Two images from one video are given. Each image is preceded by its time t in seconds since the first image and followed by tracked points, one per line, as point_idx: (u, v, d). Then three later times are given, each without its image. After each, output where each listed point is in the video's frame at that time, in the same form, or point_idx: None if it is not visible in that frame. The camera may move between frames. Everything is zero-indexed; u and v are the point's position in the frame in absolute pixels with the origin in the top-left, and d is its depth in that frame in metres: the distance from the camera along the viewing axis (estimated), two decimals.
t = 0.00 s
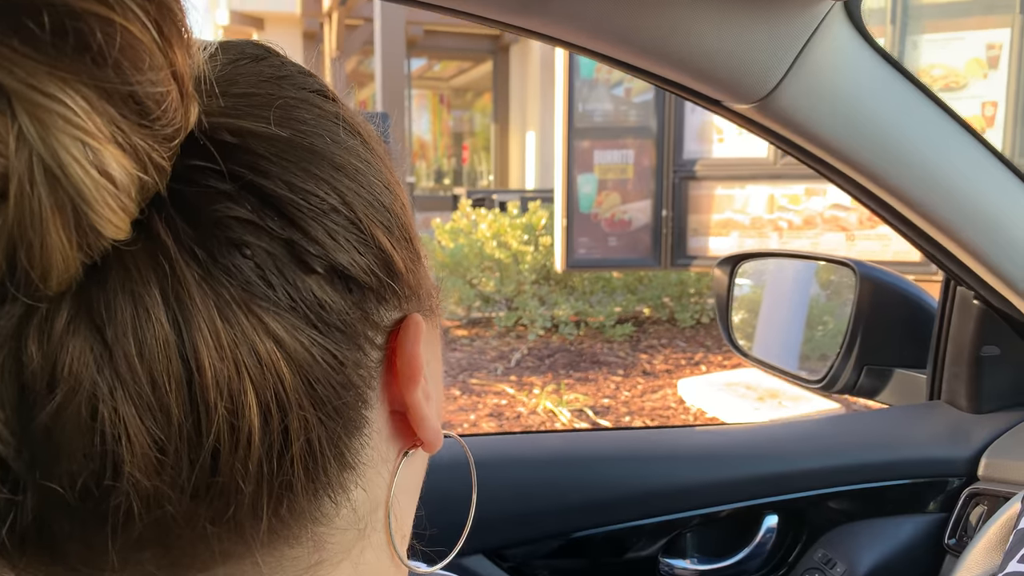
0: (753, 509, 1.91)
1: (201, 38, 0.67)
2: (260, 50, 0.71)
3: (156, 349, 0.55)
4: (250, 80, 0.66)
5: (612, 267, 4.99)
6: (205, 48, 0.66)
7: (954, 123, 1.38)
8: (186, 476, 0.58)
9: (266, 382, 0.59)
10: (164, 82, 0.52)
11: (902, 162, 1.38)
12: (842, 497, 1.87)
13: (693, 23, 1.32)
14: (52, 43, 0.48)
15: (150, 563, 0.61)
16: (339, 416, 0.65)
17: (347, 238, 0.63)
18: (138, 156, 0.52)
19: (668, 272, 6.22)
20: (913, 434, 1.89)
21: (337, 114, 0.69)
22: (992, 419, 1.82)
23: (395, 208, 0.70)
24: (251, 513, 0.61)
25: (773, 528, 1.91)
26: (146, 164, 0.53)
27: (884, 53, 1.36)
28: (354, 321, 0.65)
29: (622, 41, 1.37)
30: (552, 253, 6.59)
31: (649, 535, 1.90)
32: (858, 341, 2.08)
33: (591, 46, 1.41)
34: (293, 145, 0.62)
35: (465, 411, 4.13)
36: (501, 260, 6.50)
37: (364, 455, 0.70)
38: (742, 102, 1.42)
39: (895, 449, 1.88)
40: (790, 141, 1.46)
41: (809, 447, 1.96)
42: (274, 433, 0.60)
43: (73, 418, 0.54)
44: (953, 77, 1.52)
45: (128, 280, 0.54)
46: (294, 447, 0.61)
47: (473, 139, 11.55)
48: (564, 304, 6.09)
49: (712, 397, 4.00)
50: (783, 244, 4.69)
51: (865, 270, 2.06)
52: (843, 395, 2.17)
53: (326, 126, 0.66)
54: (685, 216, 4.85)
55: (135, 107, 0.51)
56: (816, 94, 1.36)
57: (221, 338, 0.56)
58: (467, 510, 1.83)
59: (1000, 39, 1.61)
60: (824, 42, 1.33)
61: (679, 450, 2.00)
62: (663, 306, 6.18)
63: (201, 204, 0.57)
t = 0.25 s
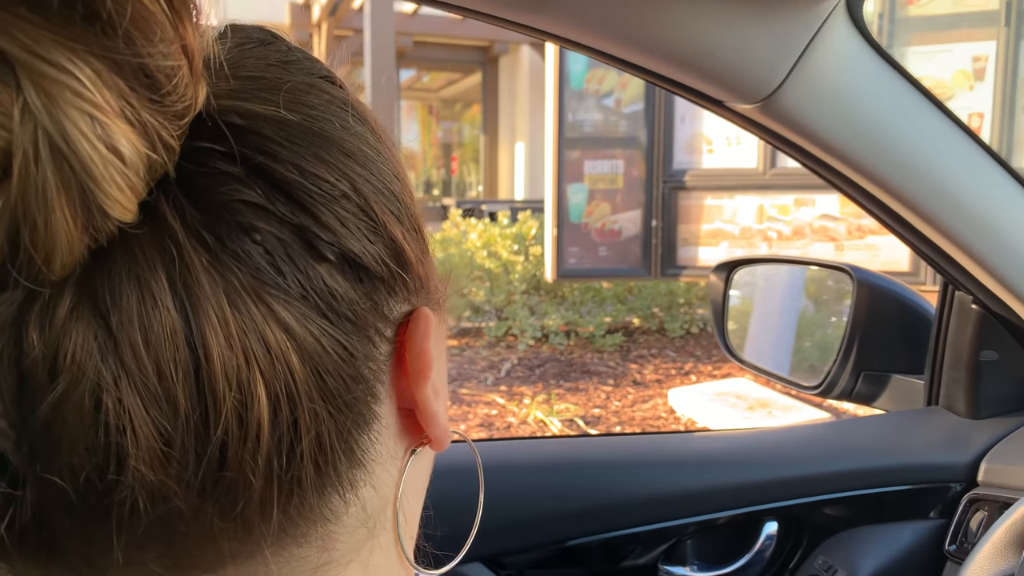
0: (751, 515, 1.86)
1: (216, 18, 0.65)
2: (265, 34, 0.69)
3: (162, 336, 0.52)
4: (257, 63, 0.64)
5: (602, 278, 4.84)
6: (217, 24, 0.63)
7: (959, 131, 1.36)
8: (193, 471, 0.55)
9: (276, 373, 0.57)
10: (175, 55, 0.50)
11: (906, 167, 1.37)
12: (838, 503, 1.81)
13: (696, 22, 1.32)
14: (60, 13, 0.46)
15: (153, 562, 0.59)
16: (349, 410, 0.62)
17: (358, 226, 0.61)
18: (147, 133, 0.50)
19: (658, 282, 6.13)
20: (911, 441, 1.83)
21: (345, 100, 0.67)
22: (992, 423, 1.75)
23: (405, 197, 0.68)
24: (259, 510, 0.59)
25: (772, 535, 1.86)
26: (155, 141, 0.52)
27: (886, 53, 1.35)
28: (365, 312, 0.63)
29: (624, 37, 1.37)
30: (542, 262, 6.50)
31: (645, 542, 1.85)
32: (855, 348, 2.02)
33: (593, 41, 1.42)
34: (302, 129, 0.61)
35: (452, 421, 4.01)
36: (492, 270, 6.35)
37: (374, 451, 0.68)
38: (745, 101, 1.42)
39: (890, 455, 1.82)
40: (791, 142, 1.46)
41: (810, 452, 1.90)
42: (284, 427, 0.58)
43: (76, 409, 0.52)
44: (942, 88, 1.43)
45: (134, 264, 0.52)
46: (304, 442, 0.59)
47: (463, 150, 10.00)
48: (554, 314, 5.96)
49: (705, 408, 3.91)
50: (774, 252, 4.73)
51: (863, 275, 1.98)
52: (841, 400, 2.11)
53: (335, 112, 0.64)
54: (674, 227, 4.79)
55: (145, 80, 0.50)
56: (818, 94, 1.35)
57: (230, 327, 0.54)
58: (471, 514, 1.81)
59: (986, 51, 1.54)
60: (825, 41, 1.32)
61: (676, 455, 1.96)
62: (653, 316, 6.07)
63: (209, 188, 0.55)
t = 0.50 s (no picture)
0: (745, 521, 1.76)
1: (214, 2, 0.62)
2: (269, 19, 0.67)
3: (164, 328, 0.50)
4: (261, 47, 0.61)
5: (589, 286, 4.80)
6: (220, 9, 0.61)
7: (957, 133, 1.35)
8: (194, 469, 0.53)
9: (283, 367, 0.54)
10: (180, 31, 0.48)
11: (904, 169, 1.36)
12: (832, 509, 1.72)
13: (699, 21, 1.31)
14: None
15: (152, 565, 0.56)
16: (357, 407, 0.60)
17: (366, 215, 0.59)
18: (150, 113, 0.48)
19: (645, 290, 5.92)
20: (908, 447, 1.74)
21: (351, 87, 0.65)
22: (989, 428, 1.69)
23: (414, 187, 0.66)
24: (263, 510, 0.56)
25: (769, 542, 1.75)
26: (159, 123, 0.49)
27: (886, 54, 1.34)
28: (373, 305, 0.60)
29: (624, 33, 1.35)
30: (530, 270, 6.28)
31: (640, 549, 1.74)
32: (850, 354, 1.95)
33: (593, 38, 1.40)
34: (309, 115, 0.58)
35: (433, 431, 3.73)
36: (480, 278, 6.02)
37: (381, 450, 0.65)
38: (746, 102, 1.41)
39: (889, 458, 1.74)
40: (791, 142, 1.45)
41: (805, 457, 1.81)
42: (290, 423, 0.55)
43: (73, 403, 0.49)
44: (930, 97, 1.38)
45: (134, 252, 0.49)
46: (311, 439, 0.57)
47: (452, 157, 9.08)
48: (542, 322, 5.67)
49: (693, 416, 3.76)
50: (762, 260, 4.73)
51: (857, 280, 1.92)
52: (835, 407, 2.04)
53: (341, 98, 0.62)
54: (662, 235, 4.78)
55: (148, 57, 0.47)
56: (817, 93, 1.34)
57: (234, 319, 0.52)
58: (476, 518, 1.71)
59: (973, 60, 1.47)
60: (825, 42, 1.32)
61: (670, 461, 1.85)
62: (640, 325, 5.85)
63: (213, 174, 0.53)
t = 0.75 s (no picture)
0: (733, 524, 1.70)
1: None
2: None
3: (133, 310, 0.46)
4: (237, 16, 0.58)
5: (572, 292, 4.76)
6: None
7: (943, 135, 1.34)
8: (166, 461, 0.49)
9: (259, 353, 0.51)
10: None
11: (892, 166, 1.35)
12: (818, 512, 1.68)
13: (692, 16, 1.29)
14: None
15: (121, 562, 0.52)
16: (338, 394, 0.57)
17: (347, 194, 0.56)
18: (116, 77, 0.44)
19: (628, 298, 5.80)
20: (892, 450, 1.71)
21: (330, 62, 0.62)
22: (974, 430, 1.66)
23: (395, 167, 0.63)
24: (240, 505, 0.53)
25: (757, 545, 1.70)
26: (124, 90, 0.45)
27: (874, 50, 1.34)
28: (355, 287, 0.57)
29: (617, 26, 1.33)
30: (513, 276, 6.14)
31: (623, 554, 1.67)
32: (837, 356, 1.89)
33: (585, 31, 1.38)
34: (287, 88, 0.55)
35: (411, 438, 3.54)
36: (462, 284, 5.83)
37: (363, 441, 0.62)
38: (736, 98, 1.40)
39: (876, 460, 1.70)
40: (780, 139, 1.43)
41: (791, 459, 1.76)
42: (268, 411, 0.52)
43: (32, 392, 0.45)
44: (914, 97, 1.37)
45: (99, 228, 0.46)
46: (290, 428, 0.54)
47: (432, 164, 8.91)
48: (526, 328, 5.46)
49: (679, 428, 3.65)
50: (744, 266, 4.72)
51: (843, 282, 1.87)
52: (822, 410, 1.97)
53: (320, 72, 0.59)
54: (645, 242, 4.77)
55: (113, 16, 0.43)
56: (809, 89, 1.33)
57: (209, 300, 0.48)
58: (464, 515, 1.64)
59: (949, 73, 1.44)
60: (818, 39, 1.31)
61: (658, 462, 1.79)
62: (623, 332, 5.69)
63: (185, 146, 0.49)
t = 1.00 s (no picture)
0: (720, 521, 1.69)
1: None
2: None
3: (143, 277, 0.46)
4: None
5: (556, 296, 4.74)
6: None
7: (929, 133, 1.37)
8: (174, 431, 0.49)
9: (268, 325, 0.51)
10: None
11: (879, 163, 1.37)
12: (803, 509, 1.68)
13: (684, 12, 1.30)
14: None
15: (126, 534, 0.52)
16: (344, 370, 0.57)
17: (354, 169, 0.56)
18: (132, 42, 0.44)
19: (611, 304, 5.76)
20: (873, 448, 1.72)
21: (335, 41, 0.62)
22: (955, 428, 1.68)
23: (399, 146, 0.64)
24: (246, 478, 0.53)
25: (744, 542, 1.70)
26: (140, 55, 0.45)
27: (860, 49, 1.36)
28: (361, 264, 0.58)
29: (610, 20, 1.34)
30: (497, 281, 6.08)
31: (609, 552, 1.66)
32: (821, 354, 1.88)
33: (578, 25, 1.38)
34: (296, 63, 0.56)
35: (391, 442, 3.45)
36: (444, 289, 5.77)
37: (366, 419, 0.62)
38: (726, 93, 1.42)
39: (861, 457, 1.71)
40: (768, 136, 1.45)
41: (777, 455, 1.76)
42: (275, 384, 0.52)
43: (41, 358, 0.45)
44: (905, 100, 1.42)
45: (112, 195, 0.46)
46: (296, 402, 0.54)
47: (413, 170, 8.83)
48: (509, 333, 5.39)
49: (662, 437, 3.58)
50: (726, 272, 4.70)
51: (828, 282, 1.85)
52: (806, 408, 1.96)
53: (326, 49, 0.60)
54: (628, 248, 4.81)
55: None
56: (799, 86, 1.35)
57: (219, 270, 0.48)
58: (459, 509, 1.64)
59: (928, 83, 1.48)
60: (807, 36, 1.33)
61: (645, 459, 1.79)
62: (606, 337, 5.62)
63: (196, 116, 0.50)
